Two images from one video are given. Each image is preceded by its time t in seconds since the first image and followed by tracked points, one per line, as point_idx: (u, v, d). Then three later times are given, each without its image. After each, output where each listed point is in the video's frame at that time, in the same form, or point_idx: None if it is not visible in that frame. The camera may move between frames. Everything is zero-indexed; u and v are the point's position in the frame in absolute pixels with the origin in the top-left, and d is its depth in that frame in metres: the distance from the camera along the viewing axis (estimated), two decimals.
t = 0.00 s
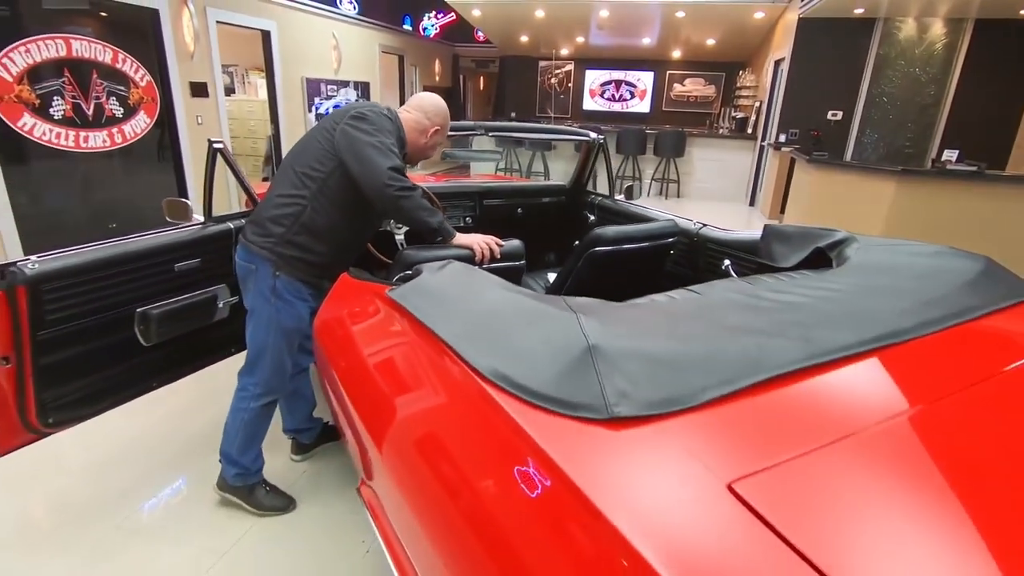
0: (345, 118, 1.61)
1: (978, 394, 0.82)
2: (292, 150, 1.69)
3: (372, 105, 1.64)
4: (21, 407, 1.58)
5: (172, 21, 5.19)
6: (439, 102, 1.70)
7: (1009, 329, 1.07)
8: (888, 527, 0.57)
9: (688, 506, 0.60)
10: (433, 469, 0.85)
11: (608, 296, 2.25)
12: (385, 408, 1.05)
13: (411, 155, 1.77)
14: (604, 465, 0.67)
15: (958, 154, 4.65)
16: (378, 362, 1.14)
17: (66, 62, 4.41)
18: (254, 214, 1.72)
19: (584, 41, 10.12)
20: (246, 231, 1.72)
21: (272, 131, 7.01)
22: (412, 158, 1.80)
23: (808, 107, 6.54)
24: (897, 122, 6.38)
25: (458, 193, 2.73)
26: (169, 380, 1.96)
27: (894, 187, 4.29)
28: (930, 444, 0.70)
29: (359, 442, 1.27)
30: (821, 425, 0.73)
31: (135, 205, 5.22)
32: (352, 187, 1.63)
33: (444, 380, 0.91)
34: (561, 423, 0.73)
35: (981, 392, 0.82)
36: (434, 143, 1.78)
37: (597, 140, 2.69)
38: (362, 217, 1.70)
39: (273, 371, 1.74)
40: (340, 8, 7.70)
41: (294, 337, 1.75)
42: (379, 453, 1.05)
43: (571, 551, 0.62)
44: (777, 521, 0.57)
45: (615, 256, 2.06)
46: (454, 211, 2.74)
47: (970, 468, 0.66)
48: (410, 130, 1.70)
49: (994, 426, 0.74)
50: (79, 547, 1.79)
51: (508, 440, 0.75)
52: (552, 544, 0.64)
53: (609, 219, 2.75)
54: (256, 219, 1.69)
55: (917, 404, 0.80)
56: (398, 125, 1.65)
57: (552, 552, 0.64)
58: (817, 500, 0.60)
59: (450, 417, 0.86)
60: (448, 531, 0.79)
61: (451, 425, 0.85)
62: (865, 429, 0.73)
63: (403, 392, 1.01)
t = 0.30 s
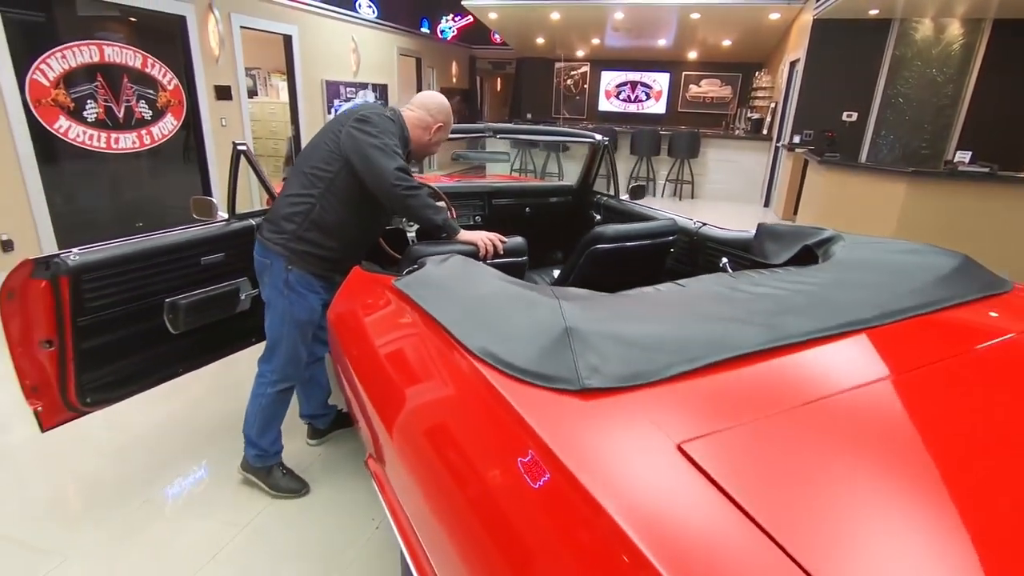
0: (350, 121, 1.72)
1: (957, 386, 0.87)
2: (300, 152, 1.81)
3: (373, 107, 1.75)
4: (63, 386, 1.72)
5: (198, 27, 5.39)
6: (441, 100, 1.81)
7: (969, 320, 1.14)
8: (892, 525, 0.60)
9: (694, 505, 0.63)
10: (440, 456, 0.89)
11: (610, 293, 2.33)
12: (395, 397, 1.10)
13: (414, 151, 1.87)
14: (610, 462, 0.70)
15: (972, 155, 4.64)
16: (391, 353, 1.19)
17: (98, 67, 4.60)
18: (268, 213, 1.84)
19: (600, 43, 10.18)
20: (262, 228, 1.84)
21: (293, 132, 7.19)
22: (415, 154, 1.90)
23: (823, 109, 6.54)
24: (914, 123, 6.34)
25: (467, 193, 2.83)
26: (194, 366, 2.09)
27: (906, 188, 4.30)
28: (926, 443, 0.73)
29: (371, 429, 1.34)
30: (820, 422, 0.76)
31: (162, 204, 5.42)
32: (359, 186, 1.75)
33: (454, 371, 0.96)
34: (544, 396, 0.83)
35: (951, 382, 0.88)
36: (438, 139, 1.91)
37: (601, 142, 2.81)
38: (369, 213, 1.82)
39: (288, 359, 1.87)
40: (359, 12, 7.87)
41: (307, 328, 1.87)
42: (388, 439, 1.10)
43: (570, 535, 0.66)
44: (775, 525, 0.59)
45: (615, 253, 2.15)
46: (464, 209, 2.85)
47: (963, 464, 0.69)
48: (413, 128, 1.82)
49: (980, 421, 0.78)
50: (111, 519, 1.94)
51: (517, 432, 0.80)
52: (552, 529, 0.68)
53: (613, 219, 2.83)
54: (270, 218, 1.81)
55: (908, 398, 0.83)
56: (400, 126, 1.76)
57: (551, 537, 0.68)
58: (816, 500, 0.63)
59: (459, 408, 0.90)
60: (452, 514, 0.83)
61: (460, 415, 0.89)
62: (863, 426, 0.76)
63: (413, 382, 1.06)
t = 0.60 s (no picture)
0: (347, 124, 1.82)
1: (935, 383, 0.92)
2: (300, 156, 1.91)
3: (367, 108, 1.84)
4: (98, 367, 1.86)
5: (225, 32, 5.58)
6: (433, 94, 1.90)
7: (937, 311, 1.21)
8: (887, 529, 0.62)
9: (696, 505, 0.66)
10: (449, 449, 0.93)
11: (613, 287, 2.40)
12: (406, 389, 1.14)
13: (408, 144, 1.96)
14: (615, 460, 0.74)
15: (990, 155, 4.60)
16: (404, 345, 1.24)
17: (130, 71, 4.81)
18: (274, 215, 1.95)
19: (618, 43, 10.20)
20: (270, 230, 1.95)
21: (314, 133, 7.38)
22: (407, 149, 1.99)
23: (840, 109, 6.50)
24: (935, 123, 6.27)
25: (478, 190, 2.92)
26: (218, 353, 2.23)
27: (922, 188, 4.28)
28: (917, 446, 0.76)
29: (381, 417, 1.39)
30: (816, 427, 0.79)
31: (189, 202, 5.63)
32: (360, 185, 1.86)
33: (464, 365, 1.00)
34: (537, 377, 0.91)
35: (925, 378, 0.93)
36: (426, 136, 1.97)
37: (608, 141, 2.90)
38: (370, 210, 1.92)
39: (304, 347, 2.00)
40: (380, 15, 8.03)
41: (319, 320, 1.99)
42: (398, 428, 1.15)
43: (574, 526, 0.70)
44: (773, 530, 0.62)
45: (617, 249, 2.22)
46: (476, 207, 2.94)
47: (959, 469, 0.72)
48: (405, 121, 1.91)
49: (962, 421, 0.82)
50: (141, 494, 2.08)
51: (525, 427, 0.83)
52: (555, 519, 0.71)
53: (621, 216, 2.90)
54: (277, 220, 1.93)
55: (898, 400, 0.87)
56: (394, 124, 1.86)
57: (554, 529, 0.71)
58: (817, 505, 0.65)
59: (468, 403, 0.94)
60: (459, 502, 0.87)
61: (469, 409, 0.93)
62: (856, 429, 0.79)
63: (424, 373, 1.11)
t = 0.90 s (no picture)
0: (325, 134, 1.88)
1: (917, 381, 0.95)
2: (281, 166, 1.98)
3: (337, 112, 1.91)
4: (123, 354, 1.98)
5: (244, 35, 5.75)
6: (400, 80, 1.96)
7: (911, 303, 1.28)
8: (877, 528, 0.65)
9: (692, 501, 0.69)
10: (453, 441, 0.97)
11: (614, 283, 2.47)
12: (413, 382, 1.18)
13: (382, 134, 2.04)
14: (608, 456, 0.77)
15: (1002, 156, 4.58)
16: (411, 339, 1.29)
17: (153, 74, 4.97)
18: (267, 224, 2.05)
19: (631, 43, 10.24)
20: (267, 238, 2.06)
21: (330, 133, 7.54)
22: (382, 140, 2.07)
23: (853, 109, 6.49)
24: (950, 123, 6.22)
25: (485, 189, 3.01)
26: (235, 343, 2.35)
27: (931, 188, 4.29)
28: (908, 448, 0.79)
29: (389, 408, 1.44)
30: (807, 428, 0.82)
31: (208, 200, 5.80)
32: (344, 187, 1.96)
33: (467, 361, 1.04)
34: (523, 357, 1.00)
35: (903, 373, 0.98)
36: (399, 124, 2.04)
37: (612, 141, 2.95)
38: (355, 209, 2.04)
39: (312, 338, 2.11)
40: (395, 17, 8.16)
41: (321, 313, 2.09)
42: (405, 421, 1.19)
43: (572, 519, 0.73)
44: (759, 526, 0.65)
45: (617, 246, 2.28)
46: (483, 204, 3.02)
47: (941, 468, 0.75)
48: (375, 113, 1.99)
49: (944, 420, 0.85)
50: (162, 474, 2.20)
51: (524, 423, 0.87)
52: (554, 511, 0.75)
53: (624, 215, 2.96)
54: (271, 228, 2.03)
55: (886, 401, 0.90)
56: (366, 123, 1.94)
57: (553, 520, 0.74)
58: (806, 503, 0.68)
59: (473, 397, 0.98)
60: (461, 494, 0.91)
61: (471, 403, 0.98)
62: (844, 430, 0.82)
63: (429, 366, 1.15)
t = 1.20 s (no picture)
0: (278, 129, 1.99)
1: (901, 370, 1.01)
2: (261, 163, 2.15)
3: (287, 106, 2.00)
4: (148, 336, 2.11)
5: (260, 33, 5.89)
6: (369, 62, 2.03)
7: (883, 288, 1.37)
8: (854, 512, 0.70)
9: (683, 485, 0.75)
10: (464, 429, 1.04)
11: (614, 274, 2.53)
12: (425, 370, 1.25)
13: (351, 120, 2.11)
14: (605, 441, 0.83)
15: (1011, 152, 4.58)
16: (421, 328, 1.35)
17: (173, 71, 5.12)
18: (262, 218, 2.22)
19: (643, 40, 10.26)
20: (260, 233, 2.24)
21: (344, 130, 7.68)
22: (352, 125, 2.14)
23: (864, 105, 6.48)
24: (963, 119, 6.18)
25: (490, 183, 3.09)
26: (251, 328, 2.47)
27: (937, 186, 4.31)
28: (887, 436, 0.84)
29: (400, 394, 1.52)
30: (795, 417, 0.87)
31: (226, 195, 5.96)
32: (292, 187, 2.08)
33: (473, 349, 1.10)
34: (513, 330, 1.10)
35: (882, 362, 1.03)
36: (371, 111, 2.10)
37: (615, 136, 3.01)
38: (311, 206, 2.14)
39: (312, 329, 2.23)
40: (408, 15, 8.27)
41: (318, 304, 2.20)
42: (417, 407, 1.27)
43: (572, 500, 0.79)
44: (744, 510, 0.71)
45: (617, 238, 2.35)
46: (489, 198, 3.10)
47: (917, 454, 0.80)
48: (343, 98, 2.06)
49: (924, 408, 0.90)
50: (183, 451, 2.33)
51: (528, 410, 0.93)
52: (557, 496, 0.81)
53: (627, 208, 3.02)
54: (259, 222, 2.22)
55: (871, 390, 0.95)
56: (315, 112, 1.99)
57: (556, 503, 0.81)
58: (789, 488, 0.74)
59: (479, 386, 1.05)
60: (472, 478, 0.98)
61: (479, 392, 1.04)
62: (830, 419, 0.87)
63: (438, 354, 1.22)
